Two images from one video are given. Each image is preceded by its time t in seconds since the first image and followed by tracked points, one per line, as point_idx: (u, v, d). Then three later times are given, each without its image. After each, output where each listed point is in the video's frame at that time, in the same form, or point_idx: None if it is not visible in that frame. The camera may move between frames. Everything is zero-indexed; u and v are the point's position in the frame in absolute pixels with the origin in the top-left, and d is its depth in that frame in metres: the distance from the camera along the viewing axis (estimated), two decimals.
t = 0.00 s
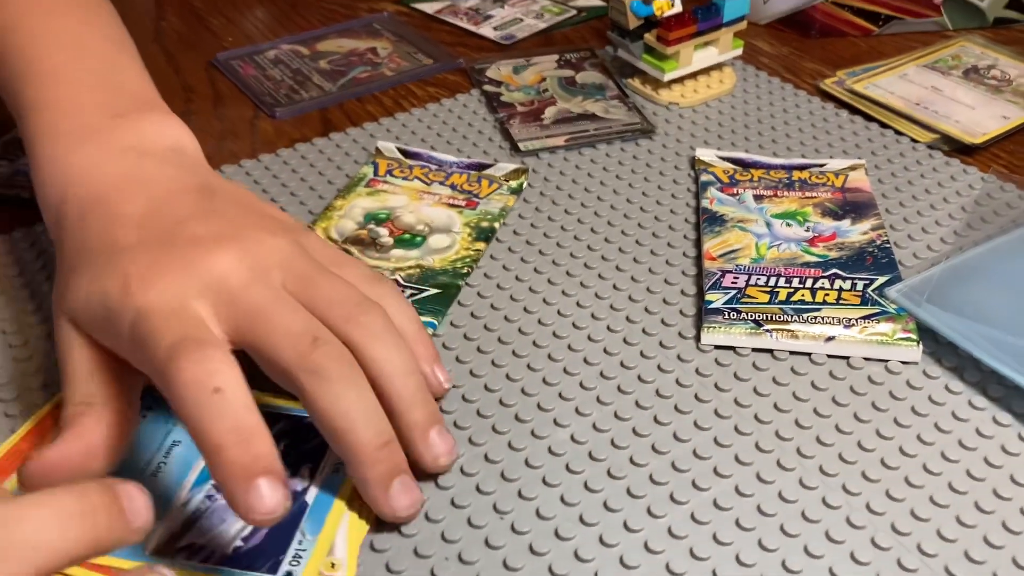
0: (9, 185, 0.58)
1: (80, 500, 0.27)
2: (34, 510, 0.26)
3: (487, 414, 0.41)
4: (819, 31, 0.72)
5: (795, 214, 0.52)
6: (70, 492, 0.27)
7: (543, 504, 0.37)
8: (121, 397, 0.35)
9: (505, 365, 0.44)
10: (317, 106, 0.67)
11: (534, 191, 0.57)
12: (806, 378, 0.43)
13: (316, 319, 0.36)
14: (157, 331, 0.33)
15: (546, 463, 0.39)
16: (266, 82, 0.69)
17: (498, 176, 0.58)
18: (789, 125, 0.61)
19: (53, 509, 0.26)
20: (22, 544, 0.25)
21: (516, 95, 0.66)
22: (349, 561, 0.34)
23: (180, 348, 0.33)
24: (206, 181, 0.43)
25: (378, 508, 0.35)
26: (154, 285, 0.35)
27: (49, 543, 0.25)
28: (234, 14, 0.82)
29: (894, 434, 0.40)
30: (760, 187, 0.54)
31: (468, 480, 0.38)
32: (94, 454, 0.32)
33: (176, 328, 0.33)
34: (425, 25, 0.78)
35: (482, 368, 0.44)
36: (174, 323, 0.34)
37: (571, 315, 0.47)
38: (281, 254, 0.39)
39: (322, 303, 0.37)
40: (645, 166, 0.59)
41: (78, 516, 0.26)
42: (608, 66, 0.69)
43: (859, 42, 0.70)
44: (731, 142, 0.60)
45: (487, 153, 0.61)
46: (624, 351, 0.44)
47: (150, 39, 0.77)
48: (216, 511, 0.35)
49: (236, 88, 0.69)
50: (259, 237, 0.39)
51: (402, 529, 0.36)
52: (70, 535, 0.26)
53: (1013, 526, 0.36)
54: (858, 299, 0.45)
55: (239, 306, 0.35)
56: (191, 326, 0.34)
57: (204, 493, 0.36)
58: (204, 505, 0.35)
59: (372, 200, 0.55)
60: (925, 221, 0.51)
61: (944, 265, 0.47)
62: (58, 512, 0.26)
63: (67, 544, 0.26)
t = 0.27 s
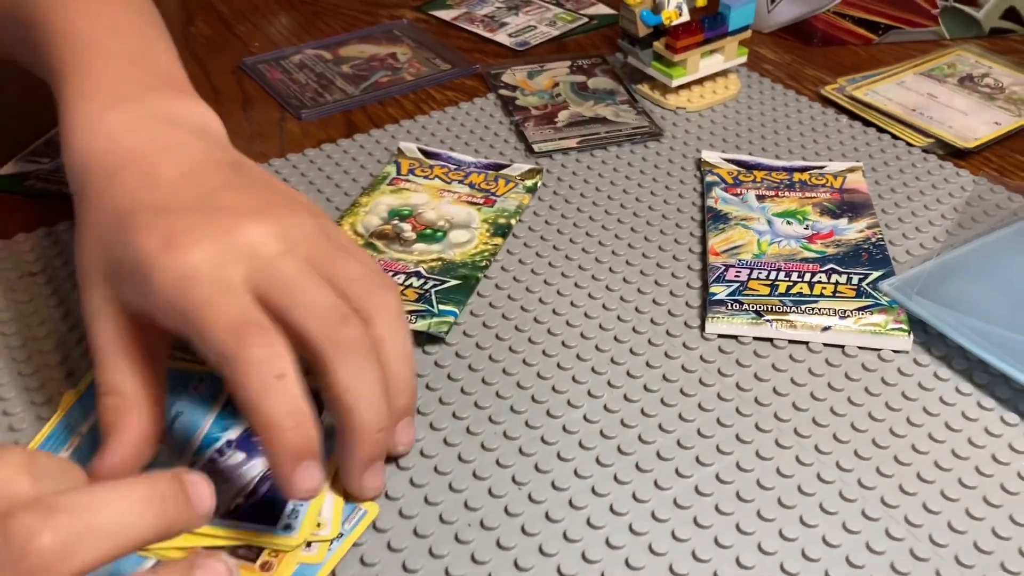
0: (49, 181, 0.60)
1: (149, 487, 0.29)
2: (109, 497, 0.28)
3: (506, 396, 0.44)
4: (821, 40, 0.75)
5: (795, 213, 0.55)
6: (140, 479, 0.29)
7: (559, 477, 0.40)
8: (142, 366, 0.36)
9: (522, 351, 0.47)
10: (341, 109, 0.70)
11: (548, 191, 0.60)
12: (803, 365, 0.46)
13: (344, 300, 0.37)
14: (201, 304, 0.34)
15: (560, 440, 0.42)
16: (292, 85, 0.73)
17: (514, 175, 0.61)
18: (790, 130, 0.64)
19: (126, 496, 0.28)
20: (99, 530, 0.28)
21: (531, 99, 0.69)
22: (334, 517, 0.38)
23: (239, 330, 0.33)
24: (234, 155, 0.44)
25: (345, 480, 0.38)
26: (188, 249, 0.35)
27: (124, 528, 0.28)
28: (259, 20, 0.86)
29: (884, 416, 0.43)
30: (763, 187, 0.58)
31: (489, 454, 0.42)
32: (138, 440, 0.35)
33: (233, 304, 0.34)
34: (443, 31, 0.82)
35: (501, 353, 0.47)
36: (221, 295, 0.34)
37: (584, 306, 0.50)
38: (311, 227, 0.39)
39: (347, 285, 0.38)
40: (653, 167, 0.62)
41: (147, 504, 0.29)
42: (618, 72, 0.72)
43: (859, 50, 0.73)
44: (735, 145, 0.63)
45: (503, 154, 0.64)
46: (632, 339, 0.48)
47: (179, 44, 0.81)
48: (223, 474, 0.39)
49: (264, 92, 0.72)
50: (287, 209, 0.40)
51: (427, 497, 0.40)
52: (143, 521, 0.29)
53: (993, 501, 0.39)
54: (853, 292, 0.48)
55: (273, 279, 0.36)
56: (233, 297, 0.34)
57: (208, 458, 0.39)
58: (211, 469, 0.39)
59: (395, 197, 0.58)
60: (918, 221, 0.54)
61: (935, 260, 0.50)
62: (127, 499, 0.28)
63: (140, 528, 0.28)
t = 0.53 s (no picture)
0: (80, 161, 0.63)
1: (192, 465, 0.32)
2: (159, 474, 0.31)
3: (518, 362, 0.47)
4: (824, 31, 0.77)
5: (797, 194, 0.57)
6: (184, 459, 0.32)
7: (569, 436, 0.42)
8: (197, 326, 0.39)
9: (533, 322, 0.49)
10: (358, 94, 0.72)
11: (558, 172, 0.62)
12: (802, 335, 0.48)
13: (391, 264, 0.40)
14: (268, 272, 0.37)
15: (570, 402, 0.44)
16: (311, 72, 0.75)
17: (526, 157, 0.63)
18: (793, 116, 0.66)
19: (173, 474, 0.31)
20: (150, 504, 0.30)
21: (542, 86, 0.72)
22: (362, 466, 0.40)
23: (312, 300, 0.36)
24: (279, 136, 0.48)
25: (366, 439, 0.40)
26: (252, 219, 0.38)
27: (172, 502, 0.31)
28: (278, 9, 0.88)
29: (879, 383, 0.45)
30: (766, 169, 0.60)
31: (502, 414, 0.44)
32: (193, 402, 0.38)
33: (300, 273, 0.37)
34: (457, 21, 0.84)
35: (513, 323, 0.49)
36: (289, 264, 0.37)
37: (593, 281, 0.52)
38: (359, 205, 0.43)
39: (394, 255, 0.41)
40: (660, 150, 0.64)
41: (193, 482, 0.32)
42: (627, 60, 0.75)
43: (861, 41, 0.75)
44: (740, 131, 0.65)
45: (515, 137, 0.66)
46: (639, 311, 0.50)
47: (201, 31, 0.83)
48: (257, 421, 0.42)
49: (284, 78, 0.75)
50: (338, 188, 0.43)
51: (444, 453, 0.42)
52: (189, 498, 0.31)
53: (980, 461, 0.41)
54: (851, 268, 0.51)
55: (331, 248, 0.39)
56: (298, 265, 0.37)
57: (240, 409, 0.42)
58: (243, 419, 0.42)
59: (412, 177, 0.61)
60: (915, 202, 0.56)
61: (930, 239, 0.52)
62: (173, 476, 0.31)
63: (185, 505, 0.31)
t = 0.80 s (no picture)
0: (94, 153, 0.65)
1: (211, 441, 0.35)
2: (185, 448, 0.33)
3: (514, 347, 0.49)
4: (818, 29, 0.79)
5: (786, 187, 0.59)
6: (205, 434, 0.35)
7: (561, 416, 0.44)
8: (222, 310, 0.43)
9: (529, 309, 0.51)
10: (363, 90, 0.74)
11: (556, 166, 0.64)
12: (787, 323, 0.50)
13: (415, 262, 0.44)
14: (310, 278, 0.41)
15: (563, 385, 0.46)
16: (318, 68, 0.77)
17: (525, 151, 0.65)
18: (786, 113, 0.68)
19: (198, 449, 0.34)
20: (179, 477, 0.33)
21: (542, 82, 0.74)
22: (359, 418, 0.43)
23: (341, 318, 0.41)
24: (307, 131, 0.52)
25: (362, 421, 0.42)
26: (293, 220, 0.43)
27: (197, 475, 0.33)
28: (287, 7, 0.90)
29: (860, 368, 0.47)
30: (757, 164, 0.62)
31: (497, 397, 0.46)
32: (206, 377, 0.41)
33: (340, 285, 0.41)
34: (460, 19, 0.86)
35: (509, 310, 0.51)
36: (326, 270, 0.42)
37: (587, 270, 0.54)
38: (387, 206, 0.47)
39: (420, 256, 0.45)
40: (655, 145, 0.66)
41: (215, 457, 0.34)
42: (625, 57, 0.77)
43: (855, 40, 0.77)
44: (733, 126, 0.67)
45: (515, 132, 0.68)
46: (631, 299, 0.52)
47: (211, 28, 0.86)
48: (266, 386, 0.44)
49: (291, 74, 0.77)
50: (367, 193, 0.48)
51: (441, 432, 0.44)
52: (213, 472, 0.34)
53: (954, 442, 0.43)
54: (836, 258, 0.53)
55: (362, 257, 0.43)
56: (330, 276, 0.41)
57: (247, 376, 0.45)
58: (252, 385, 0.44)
59: (414, 169, 0.63)
60: (900, 196, 0.58)
61: (913, 230, 0.54)
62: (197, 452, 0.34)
63: (209, 477, 0.34)
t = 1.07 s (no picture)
0: (99, 146, 0.66)
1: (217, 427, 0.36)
2: (192, 431, 0.35)
3: (507, 335, 0.50)
4: (813, 26, 0.80)
5: (777, 180, 0.60)
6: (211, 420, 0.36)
7: (552, 402, 0.45)
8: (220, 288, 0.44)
9: (523, 298, 0.52)
10: (364, 85, 0.76)
11: (552, 159, 0.65)
12: (775, 312, 0.51)
13: (414, 239, 0.45)
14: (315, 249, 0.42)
15: (554, 372, 0.47)
16: (319, 63, 0.79)
17: (521, 145, 0.66)
18: (779, 108, 0.69)
19: (205, 432, 0.35)
20: (187, 457, 0.34)
21: (539, 77, 0.75)
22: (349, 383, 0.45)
23: (347, 289, 0.42)
24: (308, 113, 0.54)
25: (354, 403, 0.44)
26: (294, 196, 0.44)
27: (203, 456, 0.34)
28: (289, 3, 0.91)
29: (845, 356, 0.48)
30: (749, 158, 0.63)
31: (490, 382, 0.47)
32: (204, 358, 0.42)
33: (344, 254, 0.42)
34: (460, 15, 0.87)
35: (503, 300, 0.52)
36: (329, 245, 0.43)
37: (581, 261, 0.55)
38: (385, 188, 0.48)
39: (419, 235, 0.46)
40: (650, 139, 0.67)
41: (221, 440, 0.35)
42: (622, 53, 0.78)
43: (849, 36, 0.78)
44: (727, 121, 0.68)
45: (512, 126, 0.69)
46: (623, 289, 0.53)
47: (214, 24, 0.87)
48: (262, 365, 0.46)
49: (293, 68, 0.78)
50: (367, 173, 0.49)
51: (435, 416, 0.45)
52: (218, 455, 0.35)
53: (935, 428, 0.44)
54: (824, 249, 0.54)
55: (364, 237, 0.44)
56: (333, 252, 0.42)
57: (243, 355, 0.46)
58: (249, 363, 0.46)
59: (412, 162, 0.64)
60: (889, 190, 0.59)
61: (901, 222, 0.55)
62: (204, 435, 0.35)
63: (215, 460, 0.35)
